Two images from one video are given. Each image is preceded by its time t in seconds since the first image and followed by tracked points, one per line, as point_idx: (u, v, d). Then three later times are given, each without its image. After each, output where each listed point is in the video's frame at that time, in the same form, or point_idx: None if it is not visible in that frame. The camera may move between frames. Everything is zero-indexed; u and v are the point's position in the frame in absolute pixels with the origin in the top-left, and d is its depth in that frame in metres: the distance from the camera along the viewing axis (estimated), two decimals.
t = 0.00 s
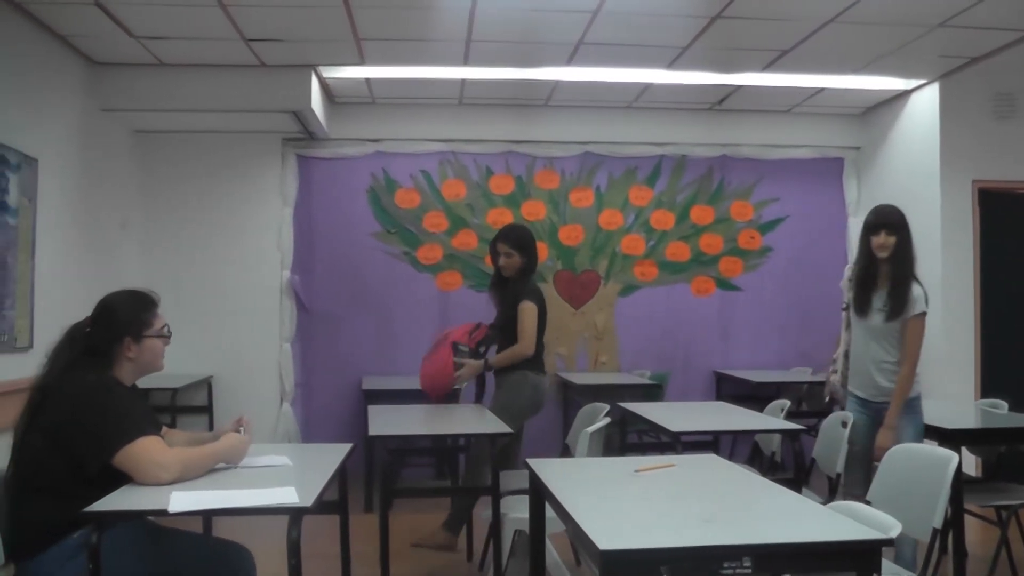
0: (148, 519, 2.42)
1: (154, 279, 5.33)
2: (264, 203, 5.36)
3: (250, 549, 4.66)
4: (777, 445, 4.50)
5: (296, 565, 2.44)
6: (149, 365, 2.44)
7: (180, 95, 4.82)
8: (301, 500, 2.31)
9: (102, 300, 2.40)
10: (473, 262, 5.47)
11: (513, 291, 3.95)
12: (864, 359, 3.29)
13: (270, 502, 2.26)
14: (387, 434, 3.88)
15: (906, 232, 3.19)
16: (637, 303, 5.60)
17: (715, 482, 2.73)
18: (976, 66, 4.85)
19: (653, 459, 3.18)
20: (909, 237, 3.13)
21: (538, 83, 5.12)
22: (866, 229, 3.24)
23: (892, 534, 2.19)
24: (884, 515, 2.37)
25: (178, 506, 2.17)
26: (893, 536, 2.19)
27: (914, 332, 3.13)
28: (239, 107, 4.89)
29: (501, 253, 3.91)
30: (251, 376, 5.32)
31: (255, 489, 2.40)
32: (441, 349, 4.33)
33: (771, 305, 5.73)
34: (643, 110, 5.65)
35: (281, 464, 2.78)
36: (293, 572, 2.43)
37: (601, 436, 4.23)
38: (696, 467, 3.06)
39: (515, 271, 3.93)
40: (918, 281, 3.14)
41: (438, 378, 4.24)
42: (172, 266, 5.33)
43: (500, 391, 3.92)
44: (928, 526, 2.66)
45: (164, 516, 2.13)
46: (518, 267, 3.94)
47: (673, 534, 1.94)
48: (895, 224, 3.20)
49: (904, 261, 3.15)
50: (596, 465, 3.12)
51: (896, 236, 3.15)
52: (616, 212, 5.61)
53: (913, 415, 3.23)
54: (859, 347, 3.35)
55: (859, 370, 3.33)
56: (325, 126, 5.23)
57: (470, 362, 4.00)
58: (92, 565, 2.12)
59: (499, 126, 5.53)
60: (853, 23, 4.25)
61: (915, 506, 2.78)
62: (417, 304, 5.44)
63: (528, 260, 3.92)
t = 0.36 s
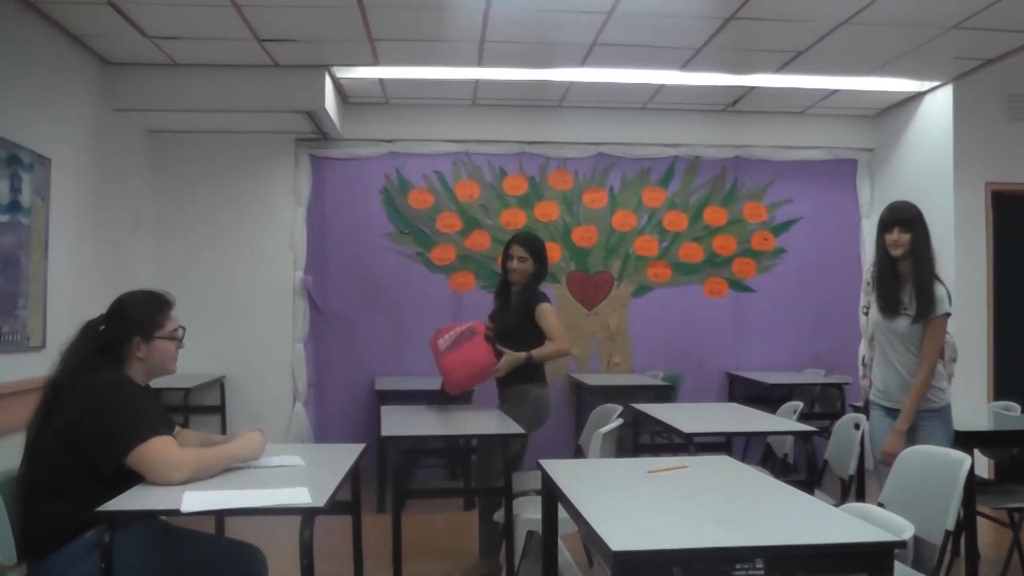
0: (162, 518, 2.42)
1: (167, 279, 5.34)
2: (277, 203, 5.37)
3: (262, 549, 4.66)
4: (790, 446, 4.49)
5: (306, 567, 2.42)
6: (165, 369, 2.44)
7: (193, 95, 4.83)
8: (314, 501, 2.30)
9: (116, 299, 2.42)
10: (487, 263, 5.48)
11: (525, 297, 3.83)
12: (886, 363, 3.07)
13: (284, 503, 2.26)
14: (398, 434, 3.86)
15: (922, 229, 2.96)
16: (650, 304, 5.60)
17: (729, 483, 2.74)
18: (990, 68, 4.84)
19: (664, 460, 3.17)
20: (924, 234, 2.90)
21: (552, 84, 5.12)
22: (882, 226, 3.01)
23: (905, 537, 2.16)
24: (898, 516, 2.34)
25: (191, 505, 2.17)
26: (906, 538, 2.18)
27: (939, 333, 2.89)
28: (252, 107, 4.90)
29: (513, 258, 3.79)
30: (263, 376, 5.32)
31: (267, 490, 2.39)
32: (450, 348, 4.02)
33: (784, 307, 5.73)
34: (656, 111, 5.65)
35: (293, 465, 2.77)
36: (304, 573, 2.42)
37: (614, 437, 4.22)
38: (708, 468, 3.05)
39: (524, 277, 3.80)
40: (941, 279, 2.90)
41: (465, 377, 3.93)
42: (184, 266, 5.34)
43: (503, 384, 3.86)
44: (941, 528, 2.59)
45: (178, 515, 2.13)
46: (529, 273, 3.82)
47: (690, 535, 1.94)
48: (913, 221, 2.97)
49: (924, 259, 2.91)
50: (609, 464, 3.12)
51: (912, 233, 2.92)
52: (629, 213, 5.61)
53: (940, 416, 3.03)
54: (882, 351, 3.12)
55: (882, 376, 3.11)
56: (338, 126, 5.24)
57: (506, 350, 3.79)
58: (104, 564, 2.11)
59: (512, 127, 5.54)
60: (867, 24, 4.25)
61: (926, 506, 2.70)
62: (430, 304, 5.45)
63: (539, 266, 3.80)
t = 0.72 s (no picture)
0: (160, 520, 2.40)
1: (165, 280, 5.34)
2: (274, 204, 5.37)
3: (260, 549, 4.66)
4: (787, 445, 4.48)
5: (304, 567, 2.41)
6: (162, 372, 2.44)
7: (191, 95, 4.83)
8: (311, 501, 2.29)
9: (117, 300, 2.41)
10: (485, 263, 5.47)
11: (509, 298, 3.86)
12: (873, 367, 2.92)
13: (282, 503, 2.25)
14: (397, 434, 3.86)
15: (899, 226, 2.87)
16: (647, 304, 5.61)
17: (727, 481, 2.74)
18: (987, 68, 4.84)
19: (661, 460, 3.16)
20: (902, 230, 2.81)
21: (550, 84, 5.12)
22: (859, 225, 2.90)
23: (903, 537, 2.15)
24: (895, 517, 2.33)
25: (188, 505, 2.15)
26: (904, 538, 2.16)
27: (932, 328, 2.80)
28: (249, 107, 4.89)
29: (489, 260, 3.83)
30: (261, 377, 5.32)
31: (264, 491, 2.38)
32: (467, 364, 3.69)
33: (782, 307, 5.73)
34: (654, 111, 5.65)
35: (289, 466, 2.74)
36: (302, 573, 2.41)
37: (610, 436, 4.18)
38: (705, 466, 3.05)
39: (502, 278, 3.85)
40: (921, 275, 2.82)
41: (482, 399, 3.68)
42: (182, 266, 5.33)
43: (513, 399, 3.84)
44: (937, 527, 2.51)
45: (174, 517, 2.13)
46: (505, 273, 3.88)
47: (690, 536, 1.92)
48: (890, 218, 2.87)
49: (903, 256, 2.82)
50: (609, 465, 3.11)
51: (890, 230, 2.82)
52: (627, 214, 5.61)
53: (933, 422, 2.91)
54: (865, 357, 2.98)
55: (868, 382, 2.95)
56: (335, 127, 5.23)
57: (518, 364, 3.74)
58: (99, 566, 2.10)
59: (510, 127, 5.54)
60: (864, 25, 4.25)
61: (922, 508, 2.63)
62: (428, 305, 5.45)
63: (515, 264, 3.89)
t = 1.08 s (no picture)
0: (142, 521, 2.37)
1: (147, 282, 5.32)
2: (256, 206, 5.36)
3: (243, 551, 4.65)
4: (769, 445, 4.49)
5: (287, 568, 2.37)
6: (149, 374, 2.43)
7: (172, 96, 4.81)
8: (293, 502, 2.25)
9: (101, 303, 2.37)
10: (467, 264, 5.47)
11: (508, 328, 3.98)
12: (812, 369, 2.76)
13: (266, 504, 2.20)
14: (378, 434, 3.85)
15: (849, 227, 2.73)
16: (630, 305, 5.61)
17: (711, 474, 2.73)
18: (968, 68, 4.85)
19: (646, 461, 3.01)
20: (847, 230, 2.68)
21: (531, 85, 5.12)
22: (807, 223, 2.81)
23: (885, 535, 2.08)
24: (877, 515, 2.25)
25: (170, 510, 2.12)
26: (887, 537, 2.09)
27: (872, 331, 2.62)
28: (231, 108, 4.87)
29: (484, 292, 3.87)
30: (244, 378, 5.31)
31: (245, 492, 2.34)
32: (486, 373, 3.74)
33: (764, 307, 5.74)
34: (636, 111, 5.65)
35: (273, 467, 2.70)
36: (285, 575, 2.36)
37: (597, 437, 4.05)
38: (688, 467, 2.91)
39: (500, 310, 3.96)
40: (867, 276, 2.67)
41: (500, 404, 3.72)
42: (164, 269, 5.32)
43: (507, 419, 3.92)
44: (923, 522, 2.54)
45: (157, 519, 2.08)
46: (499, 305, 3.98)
47: (670, 535, 1.88)
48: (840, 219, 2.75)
49: (847, 256, 2.68)
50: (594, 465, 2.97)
51: (834, 229, 2.70)
52: (609, 214, 5.61)
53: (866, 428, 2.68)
54: (808, 361, 2.82)
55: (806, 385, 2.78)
56: (317, 128, 5.22)
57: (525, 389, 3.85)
58: (83, 569, 2.06)
59: (491, 128, 5.53)
60: (845, 24, 4.24)
61: (906, 506, 2.66)
62: (411, 306, 5.44)
63: (507, 295, 3.99)
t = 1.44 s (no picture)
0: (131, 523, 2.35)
1: (135, 285, 5.30)
2: (244, 207, 5.35)
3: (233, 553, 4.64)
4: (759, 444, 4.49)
5: (278, 570, 2.36)
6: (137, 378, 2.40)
7: (159, 97, 4.79)
8: (283, 503, 2.23)
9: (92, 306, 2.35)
10: (455, 264, 5.47)
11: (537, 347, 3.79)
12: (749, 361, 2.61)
13: (256, 506, 2.18)
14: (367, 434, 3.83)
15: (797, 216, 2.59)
16: (620, 304, 5.61)
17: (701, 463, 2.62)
18: (955, 68, 4.86)
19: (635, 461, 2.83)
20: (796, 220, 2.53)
21: (519, 85, 5.12)
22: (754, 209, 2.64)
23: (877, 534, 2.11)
24: (869, 514, 2.26)
25: (160, 511, 2.09)
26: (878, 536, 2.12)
27: (815, 327, 2.48)
28: (219, 109, 4.86)
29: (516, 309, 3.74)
30: (233, 379, 5.30)
31: (235, 494, 2.32)
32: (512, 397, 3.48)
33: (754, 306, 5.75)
34: (625, 111, 5.65)
35: (263, 468, 2.66)
36: None
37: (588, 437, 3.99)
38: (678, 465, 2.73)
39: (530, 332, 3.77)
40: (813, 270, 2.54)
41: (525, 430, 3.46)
42: (153, 271, 5.31)
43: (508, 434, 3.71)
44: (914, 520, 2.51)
45: (147, 521, 2.05)
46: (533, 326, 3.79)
47: (658, 533, 1.86)
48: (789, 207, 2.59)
49: (794, 249, 2.54)
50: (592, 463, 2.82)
51: (782, 219, 2.54)
52: (597, 214, 5.61)
53: (799, 426, 2.52)
54: (746, 353, 2.67)
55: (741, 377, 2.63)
56: (305, 129, 5.21)
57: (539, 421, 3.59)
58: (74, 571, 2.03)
59: (479, 128, 5.53)
60: (832, 23, 4.25)
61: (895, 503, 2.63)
62: (401, 307, 5.44)
63: (541, 315, 3.82)
